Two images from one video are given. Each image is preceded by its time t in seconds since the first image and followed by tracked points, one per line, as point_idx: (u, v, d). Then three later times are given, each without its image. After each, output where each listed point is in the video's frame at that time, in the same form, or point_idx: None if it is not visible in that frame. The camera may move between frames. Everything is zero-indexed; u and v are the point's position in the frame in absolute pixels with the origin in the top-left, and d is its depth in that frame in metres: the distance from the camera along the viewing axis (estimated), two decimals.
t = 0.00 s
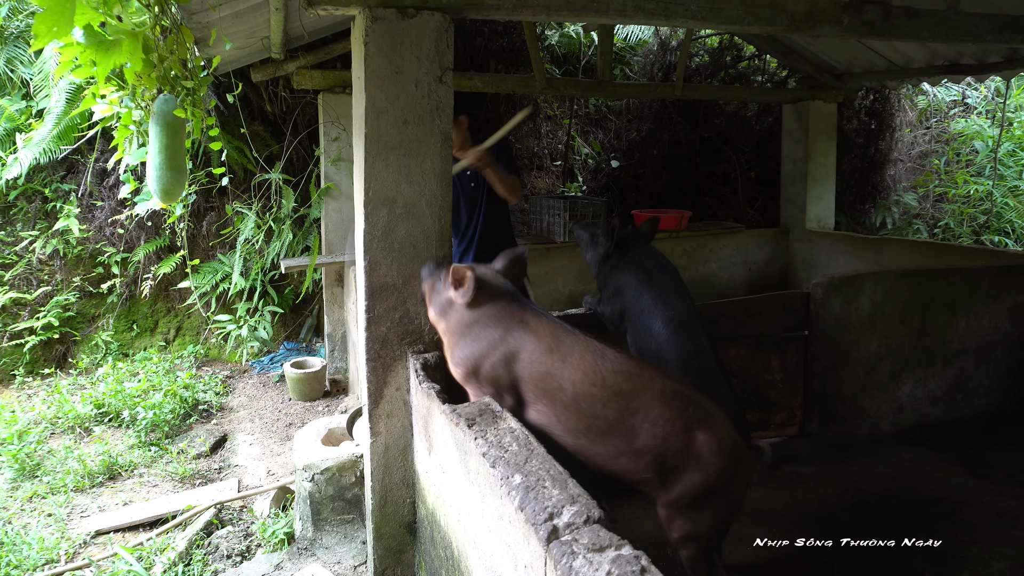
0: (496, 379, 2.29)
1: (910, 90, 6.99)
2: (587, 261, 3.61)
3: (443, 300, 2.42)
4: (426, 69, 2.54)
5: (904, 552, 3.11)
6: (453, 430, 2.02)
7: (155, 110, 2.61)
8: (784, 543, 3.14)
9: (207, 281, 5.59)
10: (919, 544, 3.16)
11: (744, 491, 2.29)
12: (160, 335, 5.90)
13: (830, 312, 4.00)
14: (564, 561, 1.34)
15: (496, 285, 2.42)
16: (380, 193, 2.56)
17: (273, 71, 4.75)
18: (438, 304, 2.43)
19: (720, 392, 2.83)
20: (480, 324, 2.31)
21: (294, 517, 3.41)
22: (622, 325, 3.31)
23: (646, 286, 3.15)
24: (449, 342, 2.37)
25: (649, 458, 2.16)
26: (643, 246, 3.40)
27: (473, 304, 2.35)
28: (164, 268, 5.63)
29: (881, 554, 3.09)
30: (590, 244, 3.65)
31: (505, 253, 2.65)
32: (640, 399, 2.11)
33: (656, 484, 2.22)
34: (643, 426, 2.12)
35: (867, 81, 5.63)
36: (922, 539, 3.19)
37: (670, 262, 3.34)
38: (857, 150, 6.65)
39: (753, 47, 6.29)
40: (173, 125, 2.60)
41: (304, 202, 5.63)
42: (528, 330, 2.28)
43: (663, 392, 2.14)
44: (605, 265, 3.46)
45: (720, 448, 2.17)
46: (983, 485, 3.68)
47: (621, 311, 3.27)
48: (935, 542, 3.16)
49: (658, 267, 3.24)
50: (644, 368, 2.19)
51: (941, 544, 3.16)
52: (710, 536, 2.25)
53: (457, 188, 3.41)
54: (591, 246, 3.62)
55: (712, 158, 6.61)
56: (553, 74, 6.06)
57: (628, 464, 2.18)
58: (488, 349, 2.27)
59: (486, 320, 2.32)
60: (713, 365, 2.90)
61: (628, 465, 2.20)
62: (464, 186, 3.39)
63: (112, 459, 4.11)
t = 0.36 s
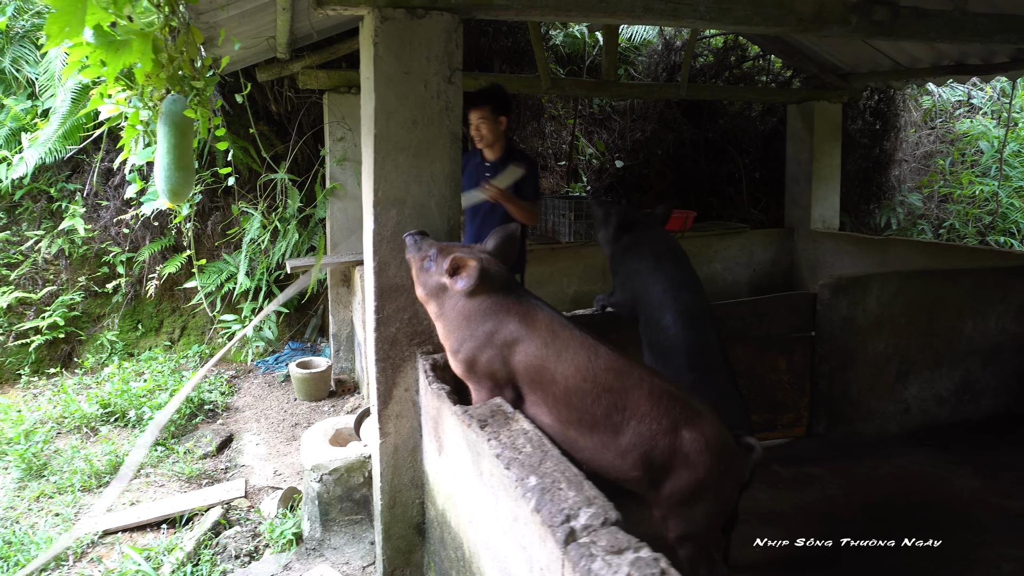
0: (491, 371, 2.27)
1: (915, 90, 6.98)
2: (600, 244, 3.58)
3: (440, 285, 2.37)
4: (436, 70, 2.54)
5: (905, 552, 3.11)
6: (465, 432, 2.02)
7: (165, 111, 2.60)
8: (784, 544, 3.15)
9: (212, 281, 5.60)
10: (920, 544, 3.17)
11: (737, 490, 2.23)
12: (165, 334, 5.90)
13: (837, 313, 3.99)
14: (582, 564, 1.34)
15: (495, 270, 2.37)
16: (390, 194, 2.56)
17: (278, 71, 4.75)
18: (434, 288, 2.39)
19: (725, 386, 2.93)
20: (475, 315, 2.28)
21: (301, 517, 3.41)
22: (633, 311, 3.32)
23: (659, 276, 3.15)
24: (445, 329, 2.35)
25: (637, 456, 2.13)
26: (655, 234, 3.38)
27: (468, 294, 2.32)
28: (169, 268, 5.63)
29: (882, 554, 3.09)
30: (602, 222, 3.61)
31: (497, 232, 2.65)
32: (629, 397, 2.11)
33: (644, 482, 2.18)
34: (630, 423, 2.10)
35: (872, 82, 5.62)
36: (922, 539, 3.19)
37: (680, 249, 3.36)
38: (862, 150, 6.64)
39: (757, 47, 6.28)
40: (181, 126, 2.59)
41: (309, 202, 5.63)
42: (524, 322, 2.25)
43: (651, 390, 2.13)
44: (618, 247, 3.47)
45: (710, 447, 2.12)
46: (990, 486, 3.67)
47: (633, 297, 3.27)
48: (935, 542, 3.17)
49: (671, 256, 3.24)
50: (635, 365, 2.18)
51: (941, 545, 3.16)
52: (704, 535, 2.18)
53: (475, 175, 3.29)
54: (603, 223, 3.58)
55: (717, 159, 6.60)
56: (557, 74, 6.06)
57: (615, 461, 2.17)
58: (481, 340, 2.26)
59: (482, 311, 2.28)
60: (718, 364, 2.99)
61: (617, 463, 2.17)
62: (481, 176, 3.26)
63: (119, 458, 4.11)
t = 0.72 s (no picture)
0: (511, 369, 2.27)
1: (928, 89, 6.91)
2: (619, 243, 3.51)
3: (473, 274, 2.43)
4: (453, 65, 2.52)
5: (904, 552, 3.08)
6: (485, 429, 2.00)
7: (178, 107, 2.58)
8: (784, 543, 3.10)
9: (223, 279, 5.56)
10: (920, 544, 3.14)
11: (758, 488, 2.20)
12: (176, 332, 5.91)
13: (852, 312, 3.96)
14: (611, 562, 1.32)
15: (518, 266, 2.38)
16: (406, 190, 2.54)
17: (289, 69, 4.76)
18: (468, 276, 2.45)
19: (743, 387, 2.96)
20: (498, 310, 2.30)
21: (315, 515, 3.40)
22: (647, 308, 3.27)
23: (674, 271, 3.11)
24: (471, 320, 2.38)
25: (660, 456, 2.10)
26: (669, 230, 3.31)
27: (495, 288, 2.34)
28: (180, 266, 5.63)
29: (882, 554, 3.05)
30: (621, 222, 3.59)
31: (546, 230, 2.51)
32: (652, 396, 2.08)
33: (667, 483, 2.14)
34: (653, 422, 2.07)
35: (885, 80, 5.57)
36: (922, 539, 3.17)
37: (696, 245, 3.32)
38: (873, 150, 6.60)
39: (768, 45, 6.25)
40: (196, 122, 2.57)
41: (320, 200, 5.63)
42: (545, 321, 2.24)
43: (675, 389, 2.10)
44: (634, 245, 3.37)
45: (733, 446, 2.08)
46: (1007, 487, 3.64)
47: (647, 293, 3.23)
48: (935, 542, 3.15)
49: (686, 252, 3.19)
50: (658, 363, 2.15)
51: (941, 545, 3.14)
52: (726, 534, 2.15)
53: (503, 177, 3.36)
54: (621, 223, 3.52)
55: (728, 158, 6.57)
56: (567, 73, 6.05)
57: (637, 460, 2.14)
58: (502, 336, 2.26)
59: (506, 306, 2.28)
60: (731, 360, 3.04)
61: (639, 463, 2.14)
62: (512, 177, 3.34)
63: (131, 456, 4.11)
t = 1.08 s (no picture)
0: (542, 368, 2.32)
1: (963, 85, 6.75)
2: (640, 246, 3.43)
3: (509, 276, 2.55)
4: (480, 65, 2.54)
5: (904, 552, 3.09)
6: (512, 427, 2.01)
7: (212, 108, 2.62)
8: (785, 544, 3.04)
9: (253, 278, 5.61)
10: (919, 544, 3.15)
11: (794, 495, 2.14)
12: (206, 329, 6.01)
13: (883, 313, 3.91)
14: (638, 561, 1.33)
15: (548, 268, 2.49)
16: (434, 190, 2.56)
17: (319, 70, 4.82)
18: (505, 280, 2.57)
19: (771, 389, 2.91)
20: (530, 308, 2.37)
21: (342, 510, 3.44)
22: (673, 313, 3.24)
23: (699, 276, 3.09)
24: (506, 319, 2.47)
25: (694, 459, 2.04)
26: (691, 234, 3.28)
27: (528, 289, 2.43)
28: (211, 264, 5.72)
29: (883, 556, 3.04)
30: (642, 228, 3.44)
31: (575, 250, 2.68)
32: (685, 395, 2.04)
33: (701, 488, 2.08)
34: (687, 423, 2.03)
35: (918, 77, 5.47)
36: (921, 539, 3.18)
37: (721, 249, 3.28)
38: (906, 148, 6.48)
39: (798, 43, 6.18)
40: (228, 123, 2.61)
41: (348, 199, 5.69)
42: (575, 318, 2.27)
43: (710, 390, 2.06)
44: (657, 252, 3.32)
45: (770, 452, 2.01)
46: None
47: (672, 298, 3.20)
48: (935, 542, 3.16)
49: (710, 256, 3.16)
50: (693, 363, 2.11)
51: (941, 545, 3.16)
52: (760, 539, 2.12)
53: (509, 178, 3.40)
54: (644, 229, 3.40)
55: (756, 157, 6.51)
56: (594, 72, 6.05)
57: (671, 463, 2.08)
58: (533, 334, 2.32)
59: (538, 305, 2.36)
60: (763, 363, 2.96)
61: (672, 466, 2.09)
62: (517, 178, 3.38)
63: (164, 449, 4.20)
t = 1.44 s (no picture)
0: (568, 371, 2.28)
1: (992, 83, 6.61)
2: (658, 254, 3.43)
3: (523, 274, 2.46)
4: (500, 66, 2.54)
5: (903, 552, 3.09)
6: (530, 428, 2.01)
7: (234, 108, 2.64)
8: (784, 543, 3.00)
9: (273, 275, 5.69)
10: (919, 544, 3.16)
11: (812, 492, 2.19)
12: (228, 328, 6.08)
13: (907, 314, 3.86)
14: (655, 565, 1.32)
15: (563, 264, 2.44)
16: (453, 190, 2.57)
17: (341, 70, 4.86)
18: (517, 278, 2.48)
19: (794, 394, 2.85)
20: (552, 311, 2.29)
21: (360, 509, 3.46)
22: (691, 321, 3.22)
23: (718, 282, 3.07)
24: (524, 319, 2.39)
25: (720, 449, 2.09)
26: (711, 240, 3.27)
27: (545, 290, 2.36)
28: (233, 263, 5.79)
29: (882, 555, 3.04)
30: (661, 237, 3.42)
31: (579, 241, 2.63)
32: (714, 387, 2.07)
33: (724, 478, 2.14)
34: (715, 414, 2.07)
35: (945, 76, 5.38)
36: (922, 539, 3.19)
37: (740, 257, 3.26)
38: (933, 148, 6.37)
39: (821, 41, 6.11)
40: (250, 123, 2.63)
41: (368, 199, 5.72)
42: (601, 317, 2.22)
43: (736, 381, 2.10)
44: (675, 260, 3.32)
45: (791, 443, 2.08)
46: None
47: (691, 307, 3.19)
48: (934, 542, 3.16)
49: (730, 262, 3.14)
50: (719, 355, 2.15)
51: (941, 545, 3.16)
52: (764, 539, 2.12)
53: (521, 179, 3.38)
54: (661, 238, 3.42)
55: (778, 157, 6.44)
56: (614, 72, 6.03)
57: (697, 453, 2.13)
58: (558, 338, 2.26)
59: (560, 303, 2.30)
60: (784, 368, 2.89)
61: (699, 456, 2.12)
62: (529, 178, 3.37)
63: (186, 446, 4.25)
